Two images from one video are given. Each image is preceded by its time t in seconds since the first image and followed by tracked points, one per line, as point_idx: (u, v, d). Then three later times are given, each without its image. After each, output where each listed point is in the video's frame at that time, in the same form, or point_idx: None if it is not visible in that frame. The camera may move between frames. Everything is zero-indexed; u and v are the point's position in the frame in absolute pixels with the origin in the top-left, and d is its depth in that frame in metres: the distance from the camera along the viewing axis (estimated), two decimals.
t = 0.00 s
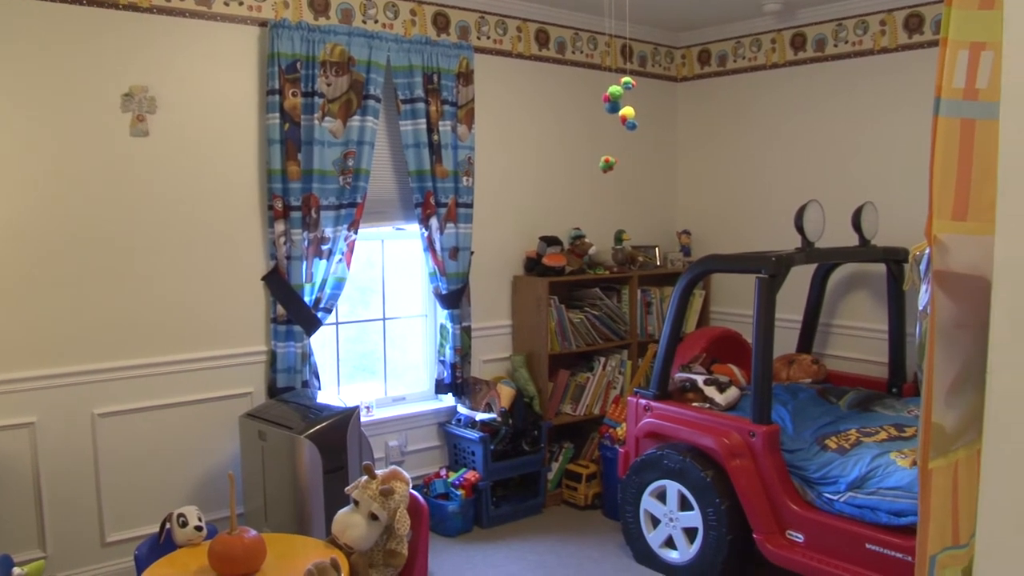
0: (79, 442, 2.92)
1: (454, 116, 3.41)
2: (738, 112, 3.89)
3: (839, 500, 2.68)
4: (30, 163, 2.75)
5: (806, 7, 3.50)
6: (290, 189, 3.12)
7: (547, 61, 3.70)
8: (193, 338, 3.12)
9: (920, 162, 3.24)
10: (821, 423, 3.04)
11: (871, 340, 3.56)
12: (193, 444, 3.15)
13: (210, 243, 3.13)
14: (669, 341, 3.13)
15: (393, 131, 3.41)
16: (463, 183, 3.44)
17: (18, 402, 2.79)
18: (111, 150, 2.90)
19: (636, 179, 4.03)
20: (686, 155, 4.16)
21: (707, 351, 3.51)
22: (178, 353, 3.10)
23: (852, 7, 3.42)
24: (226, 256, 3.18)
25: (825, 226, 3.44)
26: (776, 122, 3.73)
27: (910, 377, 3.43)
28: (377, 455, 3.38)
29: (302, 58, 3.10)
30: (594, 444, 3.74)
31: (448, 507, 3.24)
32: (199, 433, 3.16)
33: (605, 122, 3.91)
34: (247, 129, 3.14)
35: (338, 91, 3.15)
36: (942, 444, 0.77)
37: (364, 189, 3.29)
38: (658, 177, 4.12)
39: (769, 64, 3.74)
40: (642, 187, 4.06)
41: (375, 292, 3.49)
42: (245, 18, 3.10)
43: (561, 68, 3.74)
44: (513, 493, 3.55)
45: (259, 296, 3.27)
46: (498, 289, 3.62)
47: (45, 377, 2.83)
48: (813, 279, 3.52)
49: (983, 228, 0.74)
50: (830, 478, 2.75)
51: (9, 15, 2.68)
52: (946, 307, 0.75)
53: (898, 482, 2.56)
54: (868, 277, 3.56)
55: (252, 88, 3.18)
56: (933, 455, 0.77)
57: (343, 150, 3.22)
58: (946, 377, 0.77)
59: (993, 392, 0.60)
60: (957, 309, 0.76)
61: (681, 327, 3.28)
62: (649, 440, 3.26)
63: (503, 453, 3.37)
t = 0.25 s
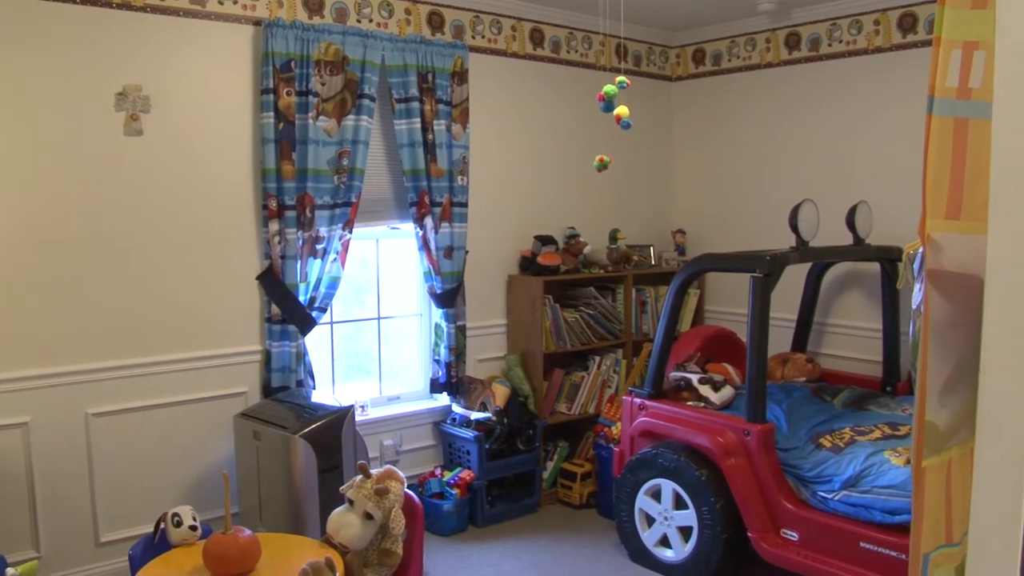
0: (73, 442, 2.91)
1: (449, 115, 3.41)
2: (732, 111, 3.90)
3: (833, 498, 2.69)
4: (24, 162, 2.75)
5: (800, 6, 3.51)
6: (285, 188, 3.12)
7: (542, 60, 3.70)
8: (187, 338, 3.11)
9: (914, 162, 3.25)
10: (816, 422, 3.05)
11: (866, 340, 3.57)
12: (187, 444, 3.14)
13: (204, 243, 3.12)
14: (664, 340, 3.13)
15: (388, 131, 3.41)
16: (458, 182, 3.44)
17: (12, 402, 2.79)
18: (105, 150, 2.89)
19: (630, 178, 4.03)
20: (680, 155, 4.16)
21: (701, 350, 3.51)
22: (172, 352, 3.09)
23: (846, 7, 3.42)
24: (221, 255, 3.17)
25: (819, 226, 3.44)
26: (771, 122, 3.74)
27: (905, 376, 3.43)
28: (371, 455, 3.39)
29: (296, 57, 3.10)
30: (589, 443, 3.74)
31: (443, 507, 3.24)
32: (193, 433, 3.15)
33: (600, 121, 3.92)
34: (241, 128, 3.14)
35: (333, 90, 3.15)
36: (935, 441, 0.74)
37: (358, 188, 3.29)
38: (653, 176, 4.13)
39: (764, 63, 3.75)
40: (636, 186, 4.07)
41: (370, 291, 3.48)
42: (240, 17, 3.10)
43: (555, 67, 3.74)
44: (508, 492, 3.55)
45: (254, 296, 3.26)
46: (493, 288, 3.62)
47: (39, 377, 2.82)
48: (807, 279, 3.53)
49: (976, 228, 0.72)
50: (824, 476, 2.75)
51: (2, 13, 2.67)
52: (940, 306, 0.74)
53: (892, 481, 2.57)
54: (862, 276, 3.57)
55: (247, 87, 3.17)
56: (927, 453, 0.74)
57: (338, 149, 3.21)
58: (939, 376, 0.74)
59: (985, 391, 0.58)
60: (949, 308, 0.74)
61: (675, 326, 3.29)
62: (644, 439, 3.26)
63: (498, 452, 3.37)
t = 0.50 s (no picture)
0: (69, 442, 2.90)
1: (445, 115, 3.41)
2: (729, 111, 3.90)
3: (829, 498, 2.68)
4: (19, 162, 2.74)
5: (796, 6, 3.51)
6: (281, 188, 3.11)
7: (538, 59, 3.70)
8: (183, 338, 3.11)
9: (910, 161, 3.26)
10: (812, 421, 3.05)
11: (862, 339, 3.58)
12: (184, 444, 3.14)
13: (200, 243, 3.11)
14: (660, 340, 3.13)
15: (384, 130, 3.41)
16: (454, 182, 3.44)
17: (8, 402, 2.78)
18: (101, 149, 2.88)
19: (627, 178, 4.03)
20: (677, 154, 4.16)
21: (698, 350, 3.52)
22: (168, 352, 3.09)
23: (841, 7, 3.43)
24: (217, 255, 3.16)
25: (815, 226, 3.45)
26: (767, 122, 3.74)
27: (901, 376, 3.44)
28: (368, 455, 3.39)
29: (292, 57, 3.10)
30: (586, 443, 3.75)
31: (439, 507, 3.24)
32: (189, 433, 3.15)
33: (596, 121, 3.92)
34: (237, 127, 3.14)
35: (329, 90, 3.15)
36: (930, 441, 0.74)
37: (355, 188, 3.29)
38: (649, 176, 4.13)
39: (760, 63, 3.76)
40: (633, 186, 4.07)
41: (366, 291, 3.48)
42: (236, 17, 3.09)
43: (551, 67, 3.75)
44: (504, 492, 3.55)
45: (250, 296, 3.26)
46: (489, 288, 3.62)
47: (34, 378, 2.81)
48: (804, 278, 3.53)
49: (971, 226, 0.71)
50: (821, 476, 2.75)
51: None
52: (935, 305, 0.73)
53: (888, 480, 2.57)
54: (858, 276, 3.58)
55: (242, 86, 3.17)
56: (922, 453, 0.74)
57: (334, 149, 3.21)
58: (934, 376, 0.74)
59: (981, 391, 0.57)
60: (945, 308, 0.73)
61: (672, 326, 3.29)
62: (640, 439, 3.26)
63: (495, 452, 3.37)
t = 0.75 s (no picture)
0: (66, 443, 2.90)
1: (442, 114, 3.41)
2: (726, 111, 3.90)
3: (826, 497, 2.69)
4: (16, 161, 2.73)
5: (793, 6, 3.52)
6: (278, 187, 3.11)
7: (535, 59, 3.70)
8: (180, 338, 3.10)
9: (907, 161, 3.26)
10: (809, 421, 3.05)
11: (859, 339, 3.58)
12: (181, 444, 3.13)
13: (197, 242, 3.11)
14: (657, 339, 3.13)
15: (381, 130, 3.41)
16: (451, 182, 3.44)
17: (5, 402, 2.77)
18: (98, 149, 2.88)
19: (624, 178, 4.04)
20: (674, 154, 4.17)
21: (695, 349, 3.52)
22: (165, 352, 3.08)
23: (839, 7, 3.43)
24: (214, 255, 3.16)
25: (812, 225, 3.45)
26: (764, 122, 3.74)
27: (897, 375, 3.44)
28: (365, 455, 3.39)
29: (289, 57, 3.09)
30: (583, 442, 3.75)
31: (437, 506, 3.24)
32: (186, 433, 3.15)
33: (594, 120, 3.92)
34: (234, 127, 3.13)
35: (326, 90, 3.14)
36: (927, 439, 0.73)
37: (352, 188, 3.29)
38: (646, 176, 4.13)
39: (757, 63, 3.76)
40: (630, 186, 4.07)
41: (364, 291, 3.48)
42: (233, 16, 3.09)
43: (548, 67, 3.75)
44: (502, 492, 3.55)
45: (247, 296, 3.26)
46: (487, 287, 3.62)
47: (31, 377, 2.81)
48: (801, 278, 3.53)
49: (969, 226, 0.71)
50: (818, 475, 2.76)
51: None
52: (932, 305, 0.71)
53: (885, 480, 2.58)
54: (855, 275, 3.58)
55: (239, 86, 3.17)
56: (920, 451, 0.73)
57: (331, 148, 3.21)
58: (930, 375, 0.73)
59: (978, 389, 0.56)
60: (944, 307, 0.72)
61: (669, 325, 3.29)
62: (637, 438, 3.26)
63: (492, 451, 3.37)
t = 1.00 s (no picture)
0: (62, 443, 2.89)
1: (439, 114, 3.41)
2: (723, 111, 3.91)
3: (823, 497, 2.70)
4: (13, 161, 2.73)
5: (790, 6, 3.52)
6: (275, 188, 3.11)
7: (533, 59, 3.70)
8: (176, 338, 3.10)
9: (904, 160, 3.26)
10: (806, 420, 3.06)
11: (856, 339, 3.58)
12: (177, 444, 3.13)
13: (193, 242, 3.11)
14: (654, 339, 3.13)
15: (378, 130, 3.42)
16: (449, 181, 3.45)
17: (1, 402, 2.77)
18: (94, 148, 2.87)
19: (621, 178, 4.04)
20: (671, 154, 4.17)
21: (692, 349, 3.52)
22: (161, 353, 3.08)
23: (836, 7, 3.43)
24: (210, 254, 3.15)
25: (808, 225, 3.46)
26: (761, 121, 3.75)
27: (894, 375, 3.45)
28: (363, 455, 3.39)
29: (286, 57, 3.09)
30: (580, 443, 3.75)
31: (434, 506, 3.24)
32: (183, 433, 3.14)
33: (591, 120, 3.92)
34: (231, 127, 3.13)
35: (323, 89, 3.14)
36: (925, 439, 0.65)
37: (349, 188, 3.30)
38: (643, 176, 4.13)
39: (754, 62, 3.76)
40: (627, 186, 4.07)
41: (361, 290, 3.48)
42: (230, 16, 3.09)
43: (546, 66, 3.75)
44: (499, 492, 3.55)
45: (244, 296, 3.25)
46: (484, 287, 3.62)
47: (27, 378, 2.80)
48: (798, 278, 3.54)
49: (968, 226, 0.62)
50: (815, 475, 2.76)
51: None
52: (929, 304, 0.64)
53: (882, 479, 2.57)
54: (852, 275, 3.59)
55: (236, 86, 3.16)
56: (916, 452, 0.65)
57: (328, 148, 3.21)
58: (927, 375, 0.65)
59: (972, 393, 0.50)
60: (939, 308, 0.64)
61: (666, 325, 3.29)
62: (635, 439, 3.26)
63: (489, 451, 3.38)
